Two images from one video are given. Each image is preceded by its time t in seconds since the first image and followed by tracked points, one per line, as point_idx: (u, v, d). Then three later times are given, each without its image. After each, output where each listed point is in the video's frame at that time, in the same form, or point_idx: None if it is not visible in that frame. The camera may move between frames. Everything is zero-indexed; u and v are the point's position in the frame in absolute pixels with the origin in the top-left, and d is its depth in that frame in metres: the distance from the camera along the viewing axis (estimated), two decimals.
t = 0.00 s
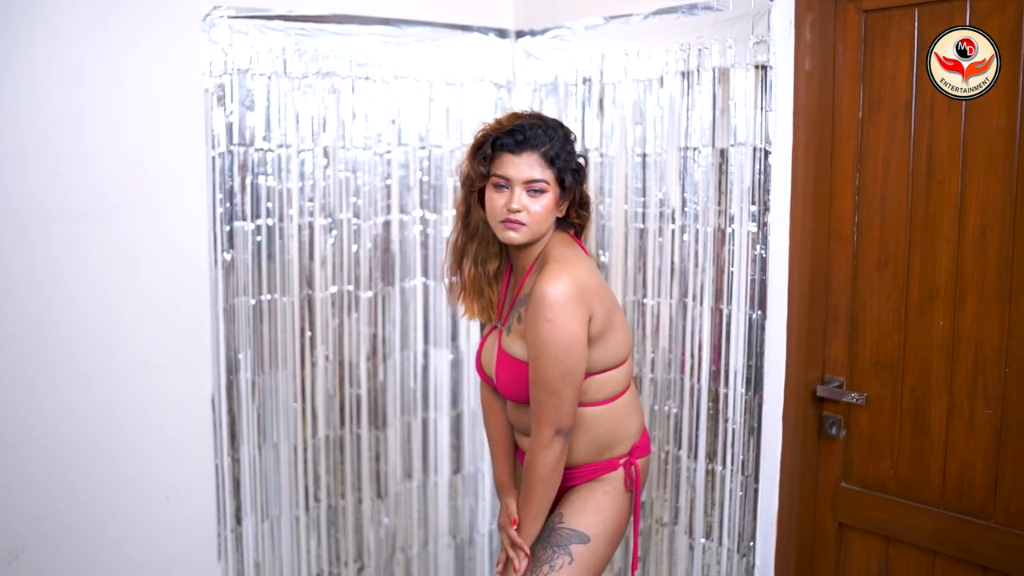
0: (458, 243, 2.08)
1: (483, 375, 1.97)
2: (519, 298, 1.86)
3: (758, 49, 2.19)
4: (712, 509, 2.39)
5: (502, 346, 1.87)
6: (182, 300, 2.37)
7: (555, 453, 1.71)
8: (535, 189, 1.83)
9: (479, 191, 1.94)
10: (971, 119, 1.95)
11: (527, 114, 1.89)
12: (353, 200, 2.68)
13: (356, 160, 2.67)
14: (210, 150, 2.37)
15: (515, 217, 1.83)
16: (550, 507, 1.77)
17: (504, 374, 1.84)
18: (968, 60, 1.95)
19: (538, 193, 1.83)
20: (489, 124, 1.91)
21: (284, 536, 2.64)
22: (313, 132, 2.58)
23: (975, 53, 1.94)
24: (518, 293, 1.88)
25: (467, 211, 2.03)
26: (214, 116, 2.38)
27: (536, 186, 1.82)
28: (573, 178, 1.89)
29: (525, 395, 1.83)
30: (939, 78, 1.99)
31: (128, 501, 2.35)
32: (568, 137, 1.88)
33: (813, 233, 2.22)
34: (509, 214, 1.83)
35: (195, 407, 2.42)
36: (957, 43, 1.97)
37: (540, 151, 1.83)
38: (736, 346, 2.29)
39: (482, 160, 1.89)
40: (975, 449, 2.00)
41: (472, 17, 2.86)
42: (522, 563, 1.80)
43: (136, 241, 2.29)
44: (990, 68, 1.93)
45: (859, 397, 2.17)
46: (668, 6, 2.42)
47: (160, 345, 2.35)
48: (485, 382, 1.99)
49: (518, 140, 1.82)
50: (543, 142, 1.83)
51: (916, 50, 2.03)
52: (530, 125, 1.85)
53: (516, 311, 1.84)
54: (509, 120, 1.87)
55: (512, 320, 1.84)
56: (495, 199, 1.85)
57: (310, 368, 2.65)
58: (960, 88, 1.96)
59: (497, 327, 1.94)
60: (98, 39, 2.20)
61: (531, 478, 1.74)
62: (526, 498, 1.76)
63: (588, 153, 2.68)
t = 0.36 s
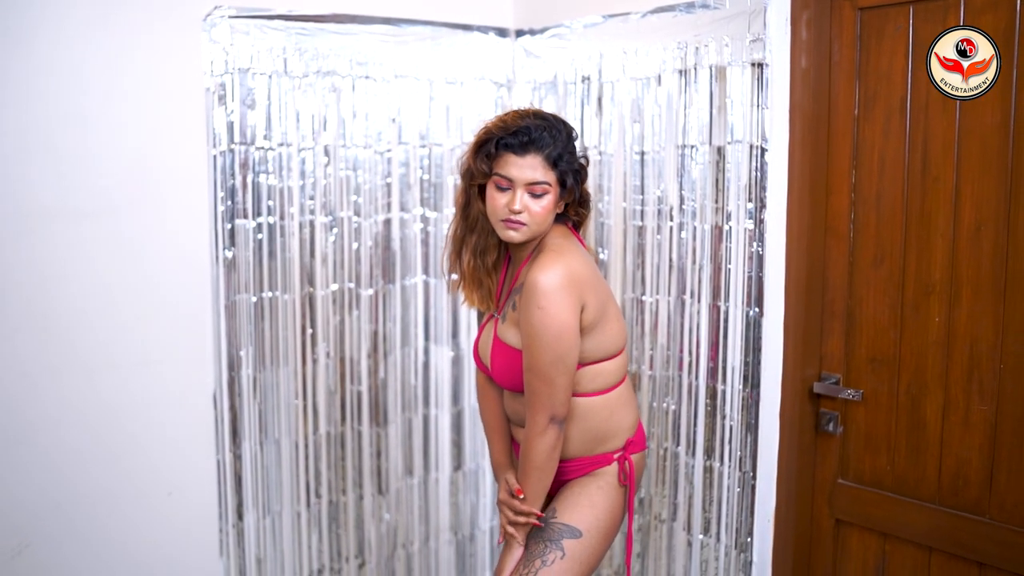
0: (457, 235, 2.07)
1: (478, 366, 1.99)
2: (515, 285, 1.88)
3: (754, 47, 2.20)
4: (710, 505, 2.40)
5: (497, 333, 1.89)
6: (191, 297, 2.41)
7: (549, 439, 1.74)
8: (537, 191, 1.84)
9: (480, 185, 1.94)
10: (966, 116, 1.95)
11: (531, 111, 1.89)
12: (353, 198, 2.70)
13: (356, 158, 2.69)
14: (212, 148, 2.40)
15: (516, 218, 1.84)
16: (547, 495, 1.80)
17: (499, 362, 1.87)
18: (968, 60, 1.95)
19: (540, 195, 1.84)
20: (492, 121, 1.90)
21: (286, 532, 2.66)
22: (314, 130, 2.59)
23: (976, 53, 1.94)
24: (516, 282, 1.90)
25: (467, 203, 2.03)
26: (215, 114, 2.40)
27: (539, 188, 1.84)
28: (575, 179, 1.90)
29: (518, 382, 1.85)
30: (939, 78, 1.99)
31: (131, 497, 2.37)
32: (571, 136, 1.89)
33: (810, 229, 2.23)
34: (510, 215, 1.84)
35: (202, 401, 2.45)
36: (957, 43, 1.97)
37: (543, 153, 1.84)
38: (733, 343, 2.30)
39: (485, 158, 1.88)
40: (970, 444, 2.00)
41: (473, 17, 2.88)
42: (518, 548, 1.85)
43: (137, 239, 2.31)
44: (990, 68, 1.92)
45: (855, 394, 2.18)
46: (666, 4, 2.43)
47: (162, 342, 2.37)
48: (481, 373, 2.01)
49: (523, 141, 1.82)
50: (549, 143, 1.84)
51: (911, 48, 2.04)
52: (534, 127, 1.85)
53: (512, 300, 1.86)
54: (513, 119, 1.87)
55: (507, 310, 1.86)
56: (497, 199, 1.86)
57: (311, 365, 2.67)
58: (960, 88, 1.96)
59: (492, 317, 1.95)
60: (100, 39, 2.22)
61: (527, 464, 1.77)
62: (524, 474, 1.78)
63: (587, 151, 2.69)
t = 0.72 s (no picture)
0: (465, 231, 2.09)
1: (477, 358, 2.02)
2: (518, 280, 1.91)
3: (756, 48, 2.22)
4: (712, 503, 2.42)
5: (498, 325, 1.93)
6: (189, 296, 2.43)
7: (548, 431, 1.77)
8: (550, 195, 1.86)
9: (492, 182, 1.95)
10: (965, 116, 1.96)
11: (548, 114, 1.89)
12: (360, 198, 2.73)
13: (364, 159, 2.72)
14: (220, 149, 2.43)
15: (527, 220, 1.86)
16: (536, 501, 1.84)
17: (499, 355, 1.90)
18: (968, 60, 1.96)
19: (553, 198, 1.86)
20: (511, 121, 1.89)
21: (293, 527, 2.69)
22: (322, 131, 2.63)
23: (976, 53, 1.95)
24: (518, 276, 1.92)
25: (477, 200, 2.06)
26: (224, 116, 2.44)
27: (553, 192, 1.85)
28: (587, 183, 1.93)
29: (520, 375, 1.88)
30: (939, 78, 2.00)
31: (141, 491, 2.41)
32: (584, 142, 1.91)
33: (810, 229, 2.24)
34: (522, 217, 1.85)
35: (204, 400, 2.48)
36: (957, 43, 1.98)
37: (561, 159, 1.85)
38: (735, 342, 2.32)
39: (502, 157, 1.88)
40: (968, 442, 2.02)
41: (479, 18, 2.90)
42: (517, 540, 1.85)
43: (147, 239, 2.35)
44: (989, 68, 1.93)
45: (855, 392, 2.19)
46: (669, 6, 2.45)
47: (171, 340, 2.41)
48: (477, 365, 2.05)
49: (542, 145, 1.84)
50: (566, 149, 1.86)
51: (910, 49, 2.05)
52: (553, 131, 1.86)
53: (514, 293, 1.89)
54: (532, 121, 1.87)
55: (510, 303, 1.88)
56: (509, 199, 1.86)
57: (318, 362, 2.70)
58: (960, 88, 1.97)
59: (493, 309, 1.99)
60: (110, 43, 2.26)
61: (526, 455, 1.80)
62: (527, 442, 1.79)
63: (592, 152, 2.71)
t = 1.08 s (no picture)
0: (477, 235, 2.07)
1: (478, 352, 2.08)
2: (522, 278, 1.93)
3: (757, 51, 2.24)
4: (714, 500, 2.44)
5: (502, 322, 1.96)
6: (188, 296, 2.46)
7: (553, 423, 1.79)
8: (560, 194, 1.86)
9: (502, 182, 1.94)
10: (962, 117, 1.98)
11: (557, 116, 1.90)
12: (369, 199, 2.77)
13: (373, 160, 2.77)
14: (231, 151, 2.49)
15: (537, 219, 1.86)
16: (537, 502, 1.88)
17: (501, 351, 1.94)
18: (968, 60, 1.97)
19: (562, 198, 1.87)
20: (521, 123, 1.90)
21: (303, 522, 2.74)
22: (331, 132, 2.68)
23: (976, 53, 1.96)
24: (521, 274, 1.94)
25: (488, 201, 2.05)
26: (235, 118, 2.49)
27: (562, 192, 1.86)
28: (595, 183, 1.93)
29: (524, 371, 1.92)
30: (939, 78, 2.01)
31: (154, 486, 2.47)
32: (593, 145, 1.92)
33: (810, 231, 2.26)
34: (533, 217, 1.86)
35: (206, 400, 2.52)
36: (957, 43, 1.99)
37: (569, 159, 1.86)
38: (735, 341, 2.35)
39: (513, 157, 1.87)
40: (965, 442, 2.03)
41: (488, 22, 2.94)
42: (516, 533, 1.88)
43: (159, 240, 2.40)
44: (989, 68, 1.94)
45: (854, 392, 2.21)
46: (673, 9, 2.47)
47: (183, 337, 2.47)
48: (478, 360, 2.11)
49: (552, 146, 1.84)
50: (576, 150, 1.87)
51: (909, 51, 2.07)
52: (562, 133, 1.86)
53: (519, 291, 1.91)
54: (545, 122, 1.88)
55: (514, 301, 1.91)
56: (519, 199, 1.87)
57: (328, 360, 2.75)
58: (960, 88, 1.98)
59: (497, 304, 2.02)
60: (123, 48, 2.32)
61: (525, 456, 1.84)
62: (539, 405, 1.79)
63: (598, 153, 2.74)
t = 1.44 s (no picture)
0: (483, 237, 2.05)
1: (475, 350, 2.05)
2: (532, 276, 1.94)
3: (755, 54, 2.26)
4: (714, 498, 2.47)
5: (508, 319, 1.94)
6: (189, 296, 2.50)
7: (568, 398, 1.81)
8: (566, 191, 1.88)
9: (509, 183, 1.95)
10: (957, 119, 2.00)
11: (560, 115, 1.92)
12: (376, 200, 2.80)
13: (379, 162, 2.80)
14: (240, 152, 2.53)
15: (545, 218, 1.87)
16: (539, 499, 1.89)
17: (509, 348, 1.92)
18: (968, 60, 1.97)
19: (568, 195, 1.88)
20: (524, 123, 1.91)
21: (310, 518, 2.78)
22: (338, 134, 2.71)
23: (975, 53, 1.97)
24: (528, 274, 1.95)
25: (495, 203, 2.05)
26: (243, 121, 2.53)
27: (568, 189, 1.87)
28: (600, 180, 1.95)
29: (535, 370, 1.91)
30: (939, 78, 2.03)
31: (163, 480, 2.52)
32: (596, 143, 1.93)
33: (807, 232, 2.29)
34: (540, 215, 1.87)
35: (207, 400, 2.56)
36: (957, 43, 2.00)
37: (574, 156, 1.87)
38: (734, 341, 2.38)
39: (519, 158, 1.88)
40: (959, 441, 2.05)
41: (494, 25, 2.97)
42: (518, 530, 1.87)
43: (169, 241, 2.46)
44: (989, 68, 1.95)
45: (850, 391, 2.23)
46: (673, 13, 2.50)
47: (192, 336, 2.52)
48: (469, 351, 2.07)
49: (557, 145, 1.85)
50: (579, 148, 1.88)
51: (905, 54, 2.09)
52: (566, 131, 1.88)
53: (533, 288, 1.92)
54: (547, 122, 1.88)
55: (526, 295, 1.93)
56: (526, 199, 1.88)
57: (335, 359, 2.78)
58: (960, 88, 1.99)
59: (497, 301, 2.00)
60: (134, 53, 2.37)
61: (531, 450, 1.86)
62: (557, 376, 1.80)
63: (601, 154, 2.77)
